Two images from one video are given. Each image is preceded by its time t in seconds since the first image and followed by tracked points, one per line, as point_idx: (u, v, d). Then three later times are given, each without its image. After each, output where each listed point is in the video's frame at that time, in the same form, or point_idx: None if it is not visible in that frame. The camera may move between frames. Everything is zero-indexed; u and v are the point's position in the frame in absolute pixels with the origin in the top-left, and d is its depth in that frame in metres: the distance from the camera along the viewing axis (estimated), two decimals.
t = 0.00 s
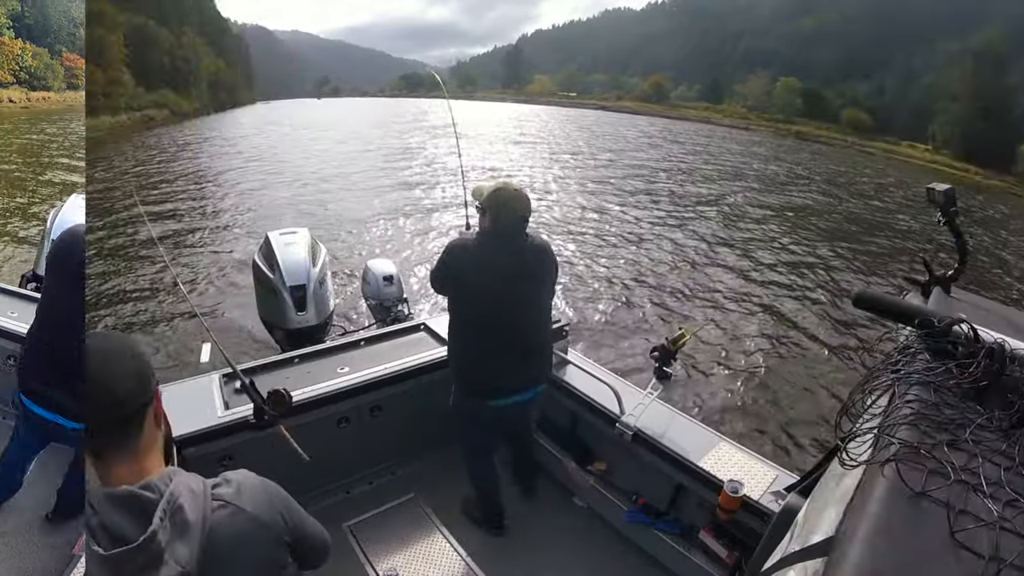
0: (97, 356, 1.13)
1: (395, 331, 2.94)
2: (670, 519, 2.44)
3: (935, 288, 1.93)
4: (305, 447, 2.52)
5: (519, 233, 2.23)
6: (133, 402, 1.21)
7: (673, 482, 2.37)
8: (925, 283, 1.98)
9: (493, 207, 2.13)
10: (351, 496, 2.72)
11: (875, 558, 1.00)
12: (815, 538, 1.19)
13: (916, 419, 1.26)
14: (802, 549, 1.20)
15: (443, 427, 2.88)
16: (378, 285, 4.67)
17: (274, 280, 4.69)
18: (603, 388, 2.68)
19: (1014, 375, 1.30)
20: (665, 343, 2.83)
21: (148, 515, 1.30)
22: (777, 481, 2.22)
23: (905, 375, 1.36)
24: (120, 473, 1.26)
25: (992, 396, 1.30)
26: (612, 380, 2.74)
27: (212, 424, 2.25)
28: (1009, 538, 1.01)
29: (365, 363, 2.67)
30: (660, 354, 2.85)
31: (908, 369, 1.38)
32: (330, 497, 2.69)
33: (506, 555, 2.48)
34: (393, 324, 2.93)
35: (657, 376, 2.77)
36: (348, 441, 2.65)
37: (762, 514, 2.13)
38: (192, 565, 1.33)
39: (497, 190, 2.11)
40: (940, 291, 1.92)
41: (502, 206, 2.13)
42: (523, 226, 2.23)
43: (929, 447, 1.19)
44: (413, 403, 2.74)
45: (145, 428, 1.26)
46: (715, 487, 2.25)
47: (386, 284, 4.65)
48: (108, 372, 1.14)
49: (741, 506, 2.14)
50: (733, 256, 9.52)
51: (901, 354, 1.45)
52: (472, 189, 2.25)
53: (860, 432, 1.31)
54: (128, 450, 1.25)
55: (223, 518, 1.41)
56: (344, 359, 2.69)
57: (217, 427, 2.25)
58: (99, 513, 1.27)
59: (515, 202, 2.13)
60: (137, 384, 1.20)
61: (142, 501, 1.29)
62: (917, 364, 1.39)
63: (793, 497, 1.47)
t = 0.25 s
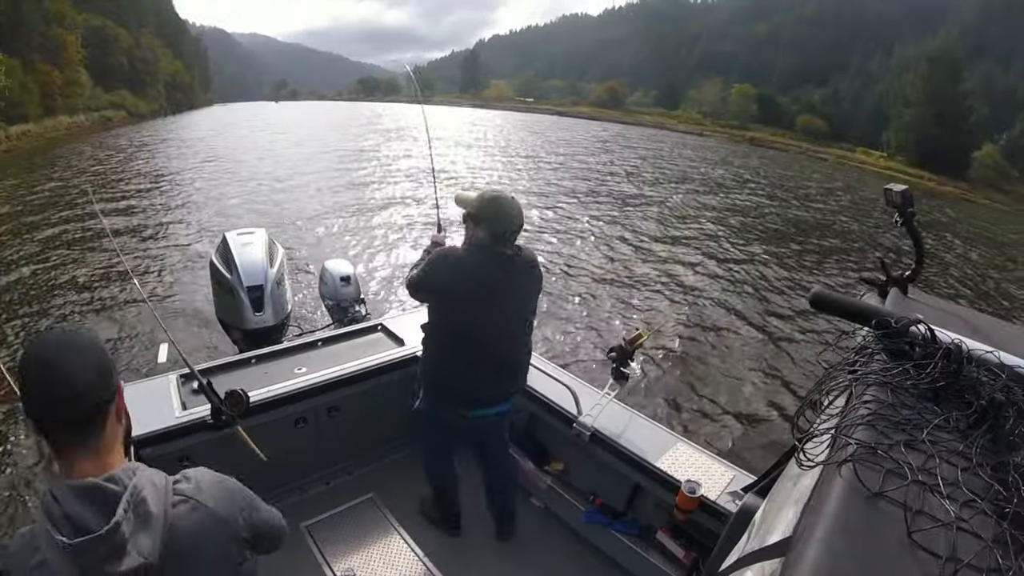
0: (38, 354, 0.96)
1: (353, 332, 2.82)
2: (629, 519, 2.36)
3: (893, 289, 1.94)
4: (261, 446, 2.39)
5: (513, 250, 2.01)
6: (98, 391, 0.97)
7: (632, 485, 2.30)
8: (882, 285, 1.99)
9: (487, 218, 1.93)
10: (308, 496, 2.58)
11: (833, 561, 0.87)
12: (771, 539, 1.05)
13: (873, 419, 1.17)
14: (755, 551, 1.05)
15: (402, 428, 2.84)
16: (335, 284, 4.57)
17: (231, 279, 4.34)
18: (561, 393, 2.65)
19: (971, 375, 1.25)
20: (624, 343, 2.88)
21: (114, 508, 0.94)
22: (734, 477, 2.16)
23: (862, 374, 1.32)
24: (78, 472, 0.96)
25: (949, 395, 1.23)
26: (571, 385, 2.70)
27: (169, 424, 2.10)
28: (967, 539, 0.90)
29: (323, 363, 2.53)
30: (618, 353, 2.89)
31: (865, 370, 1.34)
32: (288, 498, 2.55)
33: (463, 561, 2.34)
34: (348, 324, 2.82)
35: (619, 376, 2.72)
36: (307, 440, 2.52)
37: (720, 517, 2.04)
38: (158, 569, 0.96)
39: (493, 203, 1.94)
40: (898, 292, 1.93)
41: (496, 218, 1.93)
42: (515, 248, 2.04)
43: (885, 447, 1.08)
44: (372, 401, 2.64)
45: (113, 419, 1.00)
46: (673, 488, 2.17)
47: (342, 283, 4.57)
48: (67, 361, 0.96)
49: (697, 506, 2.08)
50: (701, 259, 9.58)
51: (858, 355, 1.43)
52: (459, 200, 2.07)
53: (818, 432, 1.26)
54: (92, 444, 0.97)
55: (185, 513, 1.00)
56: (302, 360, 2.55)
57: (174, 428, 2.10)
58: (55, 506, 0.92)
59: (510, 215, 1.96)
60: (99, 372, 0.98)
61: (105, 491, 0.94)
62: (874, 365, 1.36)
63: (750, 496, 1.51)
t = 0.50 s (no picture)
0: (42, 352, 0.91)
1: (353, 332, 2.82)
2: (629, 520, 2.39)
3: (893, 289, 1.94)
4: (261, 446, 2.38)
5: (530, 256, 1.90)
6: (118, 397, 0.94)
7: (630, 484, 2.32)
8: (882, 286, 1.99)
9: (504, 222, 1.82)
10: (307, 495, 2.58)
11: (833, 561, 0.87)
12: (770, 539, 1.05)
13: (872, 420, 1.17)
14: (755, 552, 1.05)
15: (402, 428, 2.84)
16: (335, 284, 4.57)
17: (231, 279, 4.34)
18: (559, 393, 2.66)
19: (972, 376, 1.25)
20: (624, 343, 2.88)
21: (138, 499, 0.94)
22: (734, 479, 2.16)
23: (862, 374, 1.32)
24: (96, 469, 0.94)
25: (949, 395, 1.23)
26: (568, 384, 2.71)
27: (170, 424, 2.10)
28: (967, 539, 0.90)
29: (324, 363, 2.53)
30: (617, 353, 2.91)
31: (865, 370, 1.34)
32: (289, 498, 2.55)
33: (463, 563, 2.33)
34: (349, 325, 2.83)
35: (620, 374, 2.74)
36: (307, 439, 2.52)
37: (720, 517, 2.03)
38: (179, 555, 0.96)
39: (510, 205, 1.83)
40: (898, 292, 1.93)
41: (513, 221, 1.82)
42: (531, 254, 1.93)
43: (885, 448, 1.08)
44: (372, 401, 2.63)
45: (130, 420, 0.98)
46: (673, 488, 2.17)
47: (342, 283, 4.57)
48: (81, 362, 0.91)
49: (697, 506, 2.08)
50: (701, 260, 9.59)
51: (858, 355, 1.43)
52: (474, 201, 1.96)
53: (818, 431, 1.26)
54: (111, 445, 0.95)
55: (202, 505, 1.01)
56: (303, 360, 2.55)
57: (174, 428, 2.10)
58: (74, 496, 0.91)
59: (528, 218, 1.85)
60: (117, 374, 0.95)
61: (130, 480, 0.94)
62: (874, 364, 1.36)
63: (750, 496, 1.51)
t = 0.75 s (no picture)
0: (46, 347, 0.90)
1: (353, 331, 2.82)
2: (629, 519, 2.39)
3: (893, 288, 1.94)
4: (261, 446, 2.38)
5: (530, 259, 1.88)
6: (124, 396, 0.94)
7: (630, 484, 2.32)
8: (882, 285, 1.99)
9: (502, 225, 1.80)
10: (307, 495, 2.58)
11: (834, 561, 0.87)
12: (771, 539, 1.05)
13: (873, 420, 1.17)
14: (755, 551, 1.05)
15: (402, 428, 2.84)
16: (335, 284, 4.57)
17: (231, 279, 4.34)
18: (558, 393, 2.66)
19: (971, 376, 1.25)
20: (624, 342, 2.89)
21: (148, 499, 0.94)
22: (734, 478, 2.16)
23: (862, 374, 1.32)
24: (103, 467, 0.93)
25: (948, 395, 1.23)
26: (568, 384, 2.71)
27: (170, 424, 2.10)
28: (966, 539, 0.90)
29: (324, 363, 2.53)
30: (617, 352, 2.91)
31: (864, 370, 1.34)
32: (289, 498, 2.55)
33: (463, 563, 2.33)
34: (348, 324, 2.83)
35: (620, 374, 2.74)
36: (307, 439, 2.52)
37: (720, 517, 2.04)
38: (187, 554, 0.97)
39: (510, 208, 1.81)
40: (897, 291, 1.93)
41: (512, 223, 1.80)
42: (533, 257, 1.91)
43: (886, 447, 1.08)
44: (372, 401, 2.63)
45: (136, 419, 0.97)
46: (673, 487, 2.17)
47: (342, 283, 4.57)
48: (86, 361, 0.90)
49: (697, 506, 2.08)
50: (701, 261, 9.59)
51: (858, 354, 1.43)
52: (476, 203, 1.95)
53: (818, 431, 1.26)
54: (118, 443, 0.94)
55: (211, 505, 1.01)
56: (303, 359, 2.55)
57: (174, 428, 2.10)
58: (82, 496, 0.90)
59: (528, 221, 1.82)
60: (122, 374, 0.94)
61: (140, 481, 0.94)
62: (874, 364, 1.36)
63: (751, 496, 1.51)
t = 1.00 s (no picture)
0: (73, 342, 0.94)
1: (353, 331, 2.82)
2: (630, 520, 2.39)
3: (893, 289, 1.94)
4: (261, 446, 2.38)
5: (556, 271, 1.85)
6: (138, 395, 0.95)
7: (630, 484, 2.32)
8: (882, 286, 1.99)
9: (529, 233, 1.79)
10: (308, 495, 2.58)
11: (834, 560, 0.87)
12: (771, 539, 1.05)
13: (873, 420, 1.17)
14: (754, 551, 1.05)
15: (403, 428, 2.85)
16: (335, 284, 4.57)
17: (231, 279, 4.33)
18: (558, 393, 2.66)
19: (971, 376, 1.25)
20: (624, 342, 2.89)
21: (151, 503, 0.94)
22: (733, 479, 2.16)
23: (863, 374, 1.32)
24: (110, 465, 0.94)
25: (948, 396, 1.23)
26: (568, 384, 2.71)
27: (170, 424, 2.10)
28: (967, 539, 0.90)
29: (324, 363, 2.53)
30: (617, 353, 2.91)
31: (865, 370, 1.34)
32: (290, 497, 2.55)
33: (464, 564, 2.33)
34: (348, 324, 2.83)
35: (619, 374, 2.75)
36: (307, 439, 2.52)
37: (720, 517, 2.04)
38: (189, 563, 0.96)
39: (537, 217, 1.80)
40: (898, 292, 1.93)
41: (538, 234, 1.79)
42: (558, 268, 1.90)
43: (885, 447, 1.08)
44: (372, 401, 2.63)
45: (147, 415, 0.97)
46: (673, 488, 2.17)
47: (342, 282, 4.57)
48: (100, 361, 0.93)
49: (697, 506, 2.08)
50: (700, 261, 9.60)
51: (859, 354, 1.43)
52: (504, 211, 1.95)
53: (818, 432, 1.26)
54: (127, 443, 0.95)
55: (216, 508, 1.01)
56: (302, 360, 2.55)
57: (175, 427, 2.10)
58: (87, 497, 0.91)
59: (555, 232, 1.80)
60: (136, 378, 0.94)
61: (144, 486, 0.93)
62: (874, 364, 1.36)
63: (750, 496, 1.51)
